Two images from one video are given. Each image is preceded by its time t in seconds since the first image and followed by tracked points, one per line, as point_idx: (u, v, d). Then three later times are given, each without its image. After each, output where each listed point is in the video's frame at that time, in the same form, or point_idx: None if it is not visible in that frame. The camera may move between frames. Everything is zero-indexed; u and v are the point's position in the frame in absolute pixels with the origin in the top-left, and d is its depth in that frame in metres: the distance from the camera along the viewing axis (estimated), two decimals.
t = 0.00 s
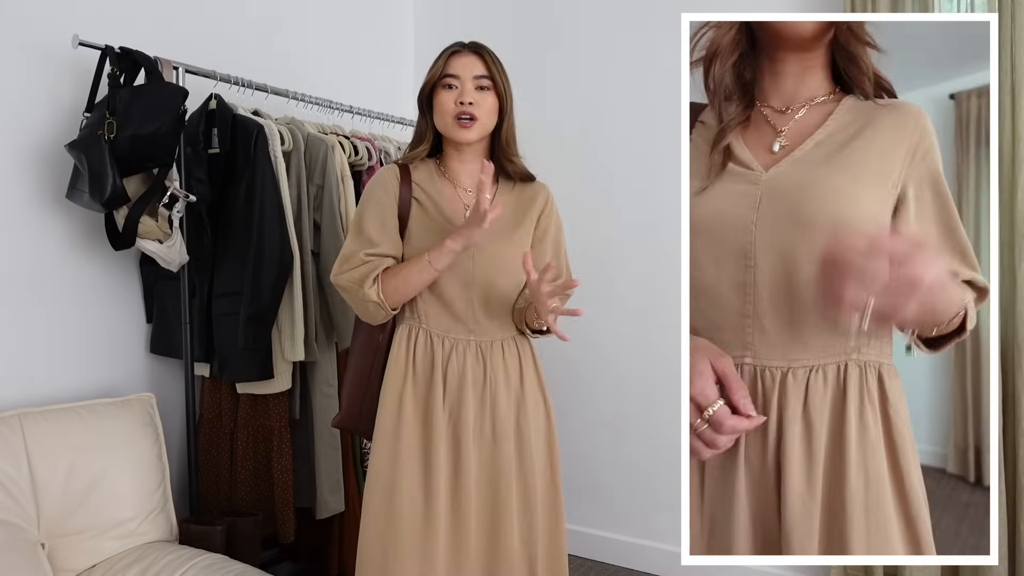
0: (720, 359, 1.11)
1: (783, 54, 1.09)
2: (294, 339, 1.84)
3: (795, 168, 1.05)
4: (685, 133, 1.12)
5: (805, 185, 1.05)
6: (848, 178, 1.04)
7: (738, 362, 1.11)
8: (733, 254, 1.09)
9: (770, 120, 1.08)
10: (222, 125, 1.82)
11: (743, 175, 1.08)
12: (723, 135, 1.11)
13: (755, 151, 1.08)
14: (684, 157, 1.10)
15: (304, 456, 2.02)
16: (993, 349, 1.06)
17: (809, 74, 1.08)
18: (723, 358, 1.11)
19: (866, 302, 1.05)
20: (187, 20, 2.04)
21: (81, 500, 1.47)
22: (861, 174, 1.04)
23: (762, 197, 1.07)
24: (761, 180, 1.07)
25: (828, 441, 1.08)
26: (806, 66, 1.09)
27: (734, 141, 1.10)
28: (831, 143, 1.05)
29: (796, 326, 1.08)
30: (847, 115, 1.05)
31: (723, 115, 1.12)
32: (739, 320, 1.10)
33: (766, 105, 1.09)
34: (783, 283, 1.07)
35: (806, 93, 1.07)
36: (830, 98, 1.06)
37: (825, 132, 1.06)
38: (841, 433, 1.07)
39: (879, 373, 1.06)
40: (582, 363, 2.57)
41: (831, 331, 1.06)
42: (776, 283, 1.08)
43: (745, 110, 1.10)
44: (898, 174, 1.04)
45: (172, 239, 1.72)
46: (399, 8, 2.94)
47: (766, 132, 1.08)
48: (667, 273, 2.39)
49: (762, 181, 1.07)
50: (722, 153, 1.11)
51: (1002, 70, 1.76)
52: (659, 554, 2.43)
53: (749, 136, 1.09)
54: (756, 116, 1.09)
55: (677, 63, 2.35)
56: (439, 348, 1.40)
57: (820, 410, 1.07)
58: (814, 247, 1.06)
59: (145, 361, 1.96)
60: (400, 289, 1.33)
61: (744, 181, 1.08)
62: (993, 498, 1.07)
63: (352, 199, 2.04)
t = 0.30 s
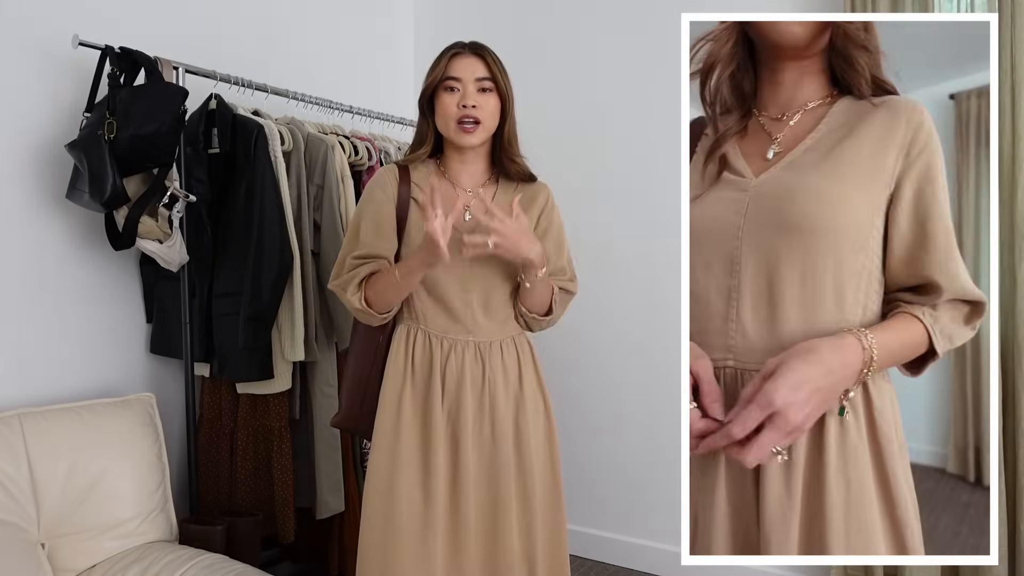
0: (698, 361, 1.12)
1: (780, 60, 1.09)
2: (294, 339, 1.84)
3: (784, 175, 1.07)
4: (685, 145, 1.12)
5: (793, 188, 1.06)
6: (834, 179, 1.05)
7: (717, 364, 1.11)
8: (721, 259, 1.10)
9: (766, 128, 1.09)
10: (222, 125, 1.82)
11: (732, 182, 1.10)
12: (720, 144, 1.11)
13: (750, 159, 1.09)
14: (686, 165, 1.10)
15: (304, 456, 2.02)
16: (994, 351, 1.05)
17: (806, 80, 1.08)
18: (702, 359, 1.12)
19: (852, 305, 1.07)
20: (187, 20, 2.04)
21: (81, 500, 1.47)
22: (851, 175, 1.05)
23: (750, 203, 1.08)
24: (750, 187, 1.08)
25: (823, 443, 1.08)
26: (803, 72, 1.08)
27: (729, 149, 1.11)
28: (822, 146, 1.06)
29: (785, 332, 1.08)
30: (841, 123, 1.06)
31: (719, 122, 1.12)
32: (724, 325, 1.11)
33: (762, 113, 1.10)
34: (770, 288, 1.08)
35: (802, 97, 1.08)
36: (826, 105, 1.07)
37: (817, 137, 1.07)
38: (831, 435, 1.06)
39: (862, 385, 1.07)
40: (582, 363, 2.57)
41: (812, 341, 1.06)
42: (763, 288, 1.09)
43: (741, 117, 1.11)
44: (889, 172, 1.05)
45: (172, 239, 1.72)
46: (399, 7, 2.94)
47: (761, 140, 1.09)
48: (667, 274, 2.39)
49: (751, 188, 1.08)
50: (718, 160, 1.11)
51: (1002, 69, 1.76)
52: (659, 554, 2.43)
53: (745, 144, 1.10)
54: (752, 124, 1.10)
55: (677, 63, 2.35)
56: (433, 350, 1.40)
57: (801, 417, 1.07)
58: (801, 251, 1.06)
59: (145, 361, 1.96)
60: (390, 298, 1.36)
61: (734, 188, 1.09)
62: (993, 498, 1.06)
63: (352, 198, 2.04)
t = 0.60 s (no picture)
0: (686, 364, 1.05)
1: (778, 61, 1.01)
2: (294, 340, 1.84)
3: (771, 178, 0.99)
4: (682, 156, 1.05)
5: (772, 192, 0.98)
6: (819, 184, 0.97)
7: (705, 367, 1.04)
8: (708, 265, 1.03)
9: (761, 135, 1.02)
10: (222, 125, 1.81)
11: (724, 192, 1.02)
12: (716, 153, 1.04)
13: (744, 166, 1.02)
14: (684, 174, 1.03)
15: (304, 456, 2.02)
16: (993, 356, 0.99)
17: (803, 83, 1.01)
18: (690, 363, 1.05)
19: (836, 313, 0.99)
20: (186, 20, 2.04)
21: (81, 500, 1.47)
22: (836, 177, 0.97)
23: (740, 210, 1.00)
24: (739, 194, 1.00)
25: (818, 451, 1.01)
26: (802, 75, 1.01)
27: (725, 157, 1.03)
28: (815, 151, 0.98)
29: (768, 341, 1.00)
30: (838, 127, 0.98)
31: (715, 129, 1.05)
32: (711, 330, 1.04)
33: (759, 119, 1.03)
34: (755, 297, 1.01)
35: (797, 100, 1.01)
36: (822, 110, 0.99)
37: (811, 140, 0.99)
38: (829, 444, 1.01)
39: (850, 390, 1.01)
40: (581, 363, 2.57)
41: (785, 350, 0.99)
42: (744, 297, 1.01)
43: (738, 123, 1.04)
44: (880, 174, 0.96)
45: (172, 239, 1.72)
46: (399, 8, 2.94)
47: (756, 147, 1.02)
48: (667, 274, 2.39)
49: (742, 195, 1.00)
50: (713, 169, 1.04)
51: (1002, 69, 1.76)
52: (659, 554, 2.43)
53: (739, 151, 1.03)
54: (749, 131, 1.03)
55: (677, 63, 2.35)
56: (430, 351, 1.40)
57: (781, 425, 0.99)
58: (781, 256, 0.99)
59: (145, 361, 1.96)
60: (390, 309, 1.36)
61: (726, 196, 1.02)
62: (994, 499, 1.01)
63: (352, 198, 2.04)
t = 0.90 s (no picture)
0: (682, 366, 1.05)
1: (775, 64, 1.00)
2: (294, 340, 1.84)
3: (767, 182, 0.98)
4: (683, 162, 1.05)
5: (763, 196, 0.97)
6: (811, 189, 0.95)
7: (698, 369, 1.04)
8: (705, 268, 1.03)
9: (760, 139, 1.01)
10: (222, 126, 1.82)
11: (723, 197, 1.02)
12: (715, 159, 1.04)
13: (741, 171, 1.01)
14: (684, 180, 1.02)
15: (304, 455, 2.02)
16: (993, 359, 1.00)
17: (801, 85, 0.99)
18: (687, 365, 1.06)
19: (826, 317, 0.98)
20: (187, 20, 2.04)
21: (80, 500, 1.47)
22: (826, 182, 0.95)
23: (736, 215, 1.00)
24: (735, 200, 1.00)
25: (806, 454, 1.00)
26: (800, 76, 0.99)
27: (724, 162, 1.03)
28: (810, 155, 0.97)
29: (758, 343, 0.99)
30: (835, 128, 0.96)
31: (716, 135, 1.05)
32: (705, 331, 1.03)
33: (758, 124, 1.02)
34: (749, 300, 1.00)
35: (795, 104, 0.99)
36: (820, 111, 0.98)
37: (808, 143, 0.97)
38: (818, 446, 0.99)
39: (840, 393, 0.99)
40: (581, 363, 2.57)
41: (771, 353, 0.98)
42: (737, 301, 1.01)
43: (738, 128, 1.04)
44: (872, 179, 0.94)
45: (172, 239, 1.72)
46: (399, 8, 2.94)
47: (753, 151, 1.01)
48: (667, 275, 2.39)
49: (737, 200, 1.00)
50: (712, 175, 1.04)
51: (1003, 70, 1.76)
52: (658, 554, 2.43)
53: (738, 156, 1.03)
54: (748, 135, 1.03)
55: (677, 63, 2.35)
56: (430, 350, 1.40)
57: (764, 428, 0.98)
58: (772, 261, 0.97)
59: (145, 361, 1.96)
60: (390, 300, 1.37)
61: (723, 202, 1.01)
62: (993, 499, 1.00)
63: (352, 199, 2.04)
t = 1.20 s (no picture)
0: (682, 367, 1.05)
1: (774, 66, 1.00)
2: (294, 340, 1.84)
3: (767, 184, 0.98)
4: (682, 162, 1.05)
5: (763, 199, 0.97)
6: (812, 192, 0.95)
7: (698, 371, 1.05)
8: (704, 270, 1.03)
9: (759, 140, 1.01)
10: (222, 126, 1.81)
11: (723, 199, 1.02)
12: (715, 160, 1.04)
13: (741, 172, 1.01)
14: (684, 182, 1.02)
15: (304, 455, 2.02)
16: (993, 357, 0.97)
17: (801, 86, 0.99)
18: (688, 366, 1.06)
19: (825, 321, 0.97)
20: (187, 20, 2.04)
21: (80, 500, 1.47)
22: (823, 186, 0.95)
23: (736, 216, 1.00)
24: (735, 201, 0.99)
25: (802, 457, 1.00)
26: (800, 78, 1.00)
27: (723, 163, 1.03)
28: (810, 158, 0.97)
29: (757, 346, 0.99)
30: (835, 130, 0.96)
31: (715, 135, 1.05)
32: (704, 333, 1.04)
33: (757, 125, 1.02)
34: (749, 301, 1.00)
35: (795, 105, 0.99)
36: (819, 113, 0.98)
37: (809, 145, 0.97)
38: (815, 450, 1.00)
39: (837, 397, 0.99)
40: (581, 363, 2.57)
41: (767, 357, 0.98)
42: (736, 302, 1.01)
43: (736, 129, 1.03)
44: (871, 182, 0.94)
45: (172, 239, 1.72)
46: (399, 8, 2.94)
47: (753, 153, 1.01)
48: (667, 274, 2.39)
49: (737, 202, 1.00)
50: (711, 176, 1.04)
51: (1003, 70, 1.76)
52: (658, 554, 2.43)
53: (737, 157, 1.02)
54: (748, 136, 1.02)
55: (677, 63, 2.35)
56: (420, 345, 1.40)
57: (758, 432, 0.98)
58: (771, 263, 0.98)
59: (145, 361, 1.95)
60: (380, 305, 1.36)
61: (724, 204, 1.01)
62: (993, 498, 1.00)
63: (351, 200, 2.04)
